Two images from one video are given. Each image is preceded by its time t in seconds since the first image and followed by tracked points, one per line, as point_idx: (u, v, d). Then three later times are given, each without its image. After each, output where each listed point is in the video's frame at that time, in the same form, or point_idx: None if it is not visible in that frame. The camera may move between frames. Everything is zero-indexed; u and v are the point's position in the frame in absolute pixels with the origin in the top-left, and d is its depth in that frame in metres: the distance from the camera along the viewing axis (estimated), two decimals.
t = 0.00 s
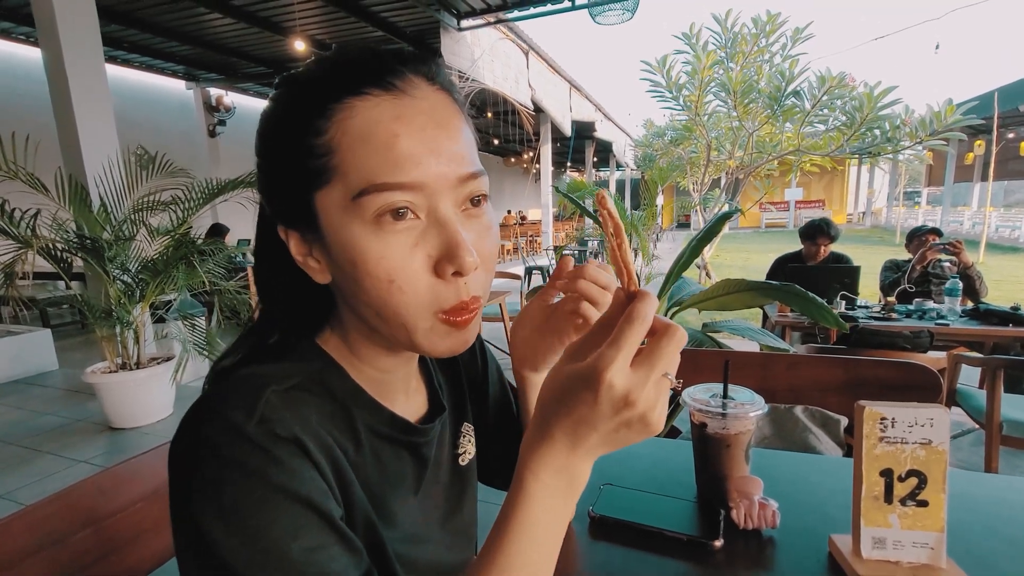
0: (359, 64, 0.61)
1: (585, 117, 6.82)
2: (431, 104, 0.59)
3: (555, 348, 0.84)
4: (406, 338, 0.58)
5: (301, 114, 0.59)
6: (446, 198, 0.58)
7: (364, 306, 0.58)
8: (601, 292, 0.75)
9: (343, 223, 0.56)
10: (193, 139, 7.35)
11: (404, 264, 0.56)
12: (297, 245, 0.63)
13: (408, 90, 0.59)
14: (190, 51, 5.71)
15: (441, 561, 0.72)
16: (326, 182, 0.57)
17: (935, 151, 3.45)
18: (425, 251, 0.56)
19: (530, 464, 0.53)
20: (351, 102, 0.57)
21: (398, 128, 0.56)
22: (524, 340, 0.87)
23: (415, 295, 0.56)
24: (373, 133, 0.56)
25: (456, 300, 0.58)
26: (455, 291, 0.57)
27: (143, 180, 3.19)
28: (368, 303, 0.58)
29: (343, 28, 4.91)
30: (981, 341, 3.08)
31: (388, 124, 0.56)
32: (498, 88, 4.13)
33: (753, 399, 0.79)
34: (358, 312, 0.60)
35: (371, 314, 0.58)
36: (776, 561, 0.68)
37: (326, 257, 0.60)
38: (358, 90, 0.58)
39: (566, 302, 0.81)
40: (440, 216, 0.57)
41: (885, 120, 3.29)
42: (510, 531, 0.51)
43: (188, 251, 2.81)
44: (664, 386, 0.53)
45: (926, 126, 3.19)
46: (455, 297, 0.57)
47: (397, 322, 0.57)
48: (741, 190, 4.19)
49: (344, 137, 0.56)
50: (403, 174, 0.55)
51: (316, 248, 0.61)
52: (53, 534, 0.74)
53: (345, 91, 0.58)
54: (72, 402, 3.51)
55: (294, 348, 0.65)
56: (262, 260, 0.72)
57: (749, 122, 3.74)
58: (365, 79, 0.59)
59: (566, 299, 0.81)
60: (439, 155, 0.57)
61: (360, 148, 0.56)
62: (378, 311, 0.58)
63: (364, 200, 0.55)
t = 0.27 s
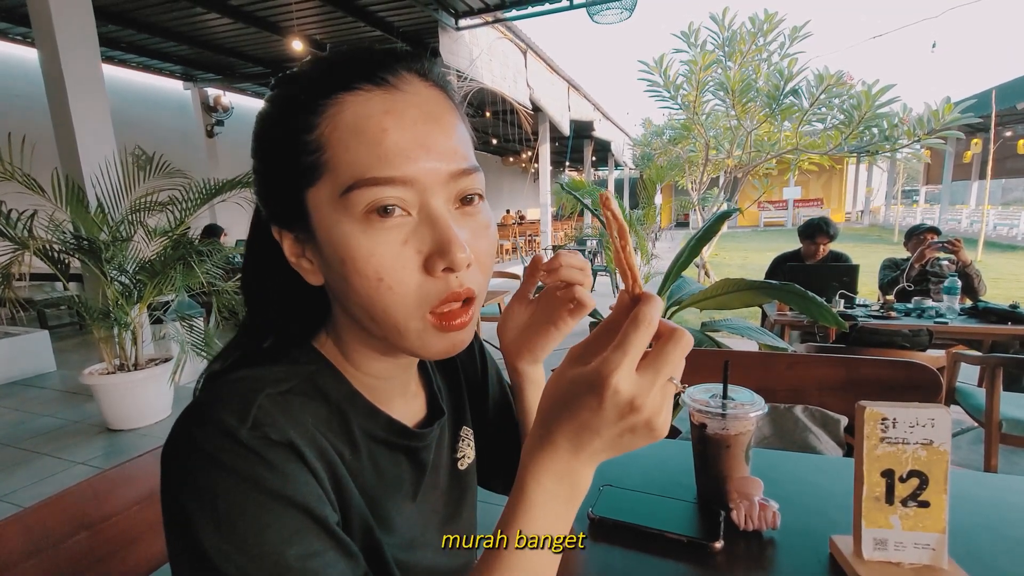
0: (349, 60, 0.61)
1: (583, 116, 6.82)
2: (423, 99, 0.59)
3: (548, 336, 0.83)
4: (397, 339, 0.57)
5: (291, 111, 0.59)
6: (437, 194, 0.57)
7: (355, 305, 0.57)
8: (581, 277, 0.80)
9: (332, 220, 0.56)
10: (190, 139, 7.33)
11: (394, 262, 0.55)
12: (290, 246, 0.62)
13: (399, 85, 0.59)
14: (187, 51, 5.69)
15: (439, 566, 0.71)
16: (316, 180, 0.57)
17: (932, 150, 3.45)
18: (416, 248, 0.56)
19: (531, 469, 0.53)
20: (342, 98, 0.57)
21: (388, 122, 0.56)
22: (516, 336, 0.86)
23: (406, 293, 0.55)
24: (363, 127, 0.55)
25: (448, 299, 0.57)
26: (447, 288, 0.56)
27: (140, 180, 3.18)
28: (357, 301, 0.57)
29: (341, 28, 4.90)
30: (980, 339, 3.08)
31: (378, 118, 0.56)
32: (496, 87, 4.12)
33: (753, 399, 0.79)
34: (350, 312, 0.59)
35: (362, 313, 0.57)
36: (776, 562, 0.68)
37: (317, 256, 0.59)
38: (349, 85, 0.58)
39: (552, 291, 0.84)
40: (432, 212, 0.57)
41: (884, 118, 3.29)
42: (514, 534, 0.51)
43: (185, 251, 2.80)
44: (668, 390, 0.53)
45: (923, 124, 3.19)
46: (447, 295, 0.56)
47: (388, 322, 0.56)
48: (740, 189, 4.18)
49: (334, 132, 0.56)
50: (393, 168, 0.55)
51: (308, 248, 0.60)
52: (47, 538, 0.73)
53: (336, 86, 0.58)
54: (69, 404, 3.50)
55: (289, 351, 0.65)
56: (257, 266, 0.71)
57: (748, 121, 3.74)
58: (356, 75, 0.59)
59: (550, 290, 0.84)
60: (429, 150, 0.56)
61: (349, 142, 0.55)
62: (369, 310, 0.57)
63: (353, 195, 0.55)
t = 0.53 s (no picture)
0: (343, 59, 0.60)
1: (582, 115, 6.81)
2: (417, 97, 0.59)
3: (555, 330, 0.85)
4: (398, 339, 0.57)
5: (285, 112, 0.59)
6: (433, 192, 0.57)
7: (354, 306, 0.57)
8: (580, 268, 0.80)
9: (329, 222, 0.56)
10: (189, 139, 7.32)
11: (392, 262, 0.55)
12: (288, 248, 0.62)
13: (392, 82, 0.59)
14: (185, 50, 5.68)
15: (439, 566, 0.71)
16: (312, 182, 0.57)
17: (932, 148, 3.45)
18: (413, 248, 0.55)
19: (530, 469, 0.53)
20: (335, 97, 0.57)
21: (380, 121, 0.55)
22: (521, 333, 0.87)
23: (405, 293, 0.55)
24: (356, 127, 0.55)
25: (449, 298, 0.56)
26: (446, 286, 0.56)
27: (139, 180, 3.17)
28: (357, 302, 0.57)
29: (340, 27, 4.89)
30: (978, 338, 3.08)
31: (371, 117, 0.56)
32: (495, 86, 4.11)
33: (751, 398, 0.79)
34: (350, 313, 0.59)
35: (361, 314, 0.57)
36: (776, 561, 0.68)
37: (316, 258, 0.59)
38: (342, 83, 0.58)
39: (552, 284, 0.84)
40: (428, 210, 0.57)
41: (883, 117, 3.29)
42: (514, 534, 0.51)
43: (184, 250, 2.80)
44: (669, 391, 0.53)
45: (923, 122, 3.20)
46: (447, 293, 0.56)
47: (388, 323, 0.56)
48: (739, 188, 4.18)
49: (327, 132, 0.56)
50: (387, 167, 0.55)
51: (307, 250, 0.60)
52: (45, 539, 0.73)
53: (328, 86, 0.58)
54: (68, 404, 3.49)
55: (289, 351, 0.65)
56: (257, 269, 0.71)
57: (747, 119, 3.73)
58: (349, 74, 0.59)
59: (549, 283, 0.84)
60: (423, 149, 0.56)
61: (342, 142, 0.55)
62: (368, 311, 0.56)
63: (348, 196, 0.55)
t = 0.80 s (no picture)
0: (333, 55, 0.60)
1: (579, 106, 6.78)
2: (412, 90, 0.58)
3: (558, 321, 0.85)
4: (407, 336, 0.57)
5: (277, 111, 0.58)
6: (436, 185, 0.57)
7: (362, 306, 0.57)
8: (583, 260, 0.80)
9: (332, 223, 0.55)
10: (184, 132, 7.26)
11: (401, 259, 0.55)
12: (288, 250, 0.62)
13: (386, 77, 0.58)
14: (178, 42, 5.63)
15: (438, 558, 0.71)
16: (312, 183, 0.56)
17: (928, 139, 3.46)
18: (421, 244, 0.55)
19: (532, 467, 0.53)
20: (329, 93, 0.56)
21: (378, 116, 0.55)
22: (524, 325, 0.87)
23: (416, 288, 0.55)
24: (354, 124, 0.55)
25: (456, 293, 0.57)
26: (453, 281, 0.56)
27: (133, 173, 3.15)
28: (364, 301, 0.57)
29: (335, 18, 4.84)
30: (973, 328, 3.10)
31: (369, 112, 0.55)
32: (492, 78, 4.08)
33: (748, 390, 0.79)
34: (356, 312, 0.59)
35: (368, 314, 0.57)
36: (773, 551, 0.68)
37: (319, 258, 0.59)
38: (334, 80, 0.57)
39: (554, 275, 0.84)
40: (433, 205, 0.56)
41: (880, 108, 3.29)
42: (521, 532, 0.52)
43: (180, 245, 2.79)
44: (671, 386, 0.53)
45: (920, 113, 3.19)
46: (455, 287, 0.56)
47: (398, 320, 0.56)
48: (736, 180, 4.18)
49: (325, 130, 0.55)
50: (389, 164, 0.54)
51: (308, 250, 0.60)
52: (45, 533, 0.73)
53: (320, 83, 0.57)
54: (65, 399, 3.49)
55: (290, 345, 0.64)
56: (249, 268, 0.70)
57: (744, 111, 3.73)
58: (341, 68, 0.58)
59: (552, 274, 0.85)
60: (424, 144, 0.56)
61: (341, 140, 0.55)
62: (377, 310, 0.56)
63: (351, 195, 0.54)
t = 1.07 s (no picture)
0: (339, 64, 0.58)
1: (578, 102, 6.77)
2: (426, 102, 0.58)
3: (564, 318, 0.84)
4: (421, 344, 0.59)
5: (283, 123, 0.57)
6: (451, 200, 0.57)
7: (374, 316, 0.58)
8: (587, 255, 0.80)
9: (346, 239, 0.56)
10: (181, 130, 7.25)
11: (416, 275, 0.55)
12: (293, 258, 0.62)
13: (397, 86, 0.57)
14: (176, 39, 5.61)
15: (439, 555, 0.71)
16: (322, 197, 0.56)
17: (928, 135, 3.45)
18: (435, 258, 0.56)
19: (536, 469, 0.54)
20: (340, 105, 0.55)
21: (394, 132, 0.54)
22: (529, 321, 0.87)
23: (430, 303, 0.56)
24: (368, 140, 0.54)
25: (469, 303, 0.58)
26: (469, 293, 0.57)
27: (131, 171, 3.13)
28: (378, 313, 0.57)
29: (333, 15, 4.82)
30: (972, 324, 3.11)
31: (384, 127, 0.54)
32: (491, 74, 4.07)
33: (748, 387, 0.79)
34: (365, 318, 0.60)
35: (381, 324, 0.58)
36: (775, 546, 0.68)
37: (328, 268, 0.59)
38: (343, 89, 0.56)
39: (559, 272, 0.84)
40: (447, 220, 0.56)
41: (880, 104, 3.28)
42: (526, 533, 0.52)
43: (178, 243, 2.78)
44: (678, 387, 0.54)
45: (920, 109, 3.18)
46: (469, 298, 0.58)
47: (411, 332, 0.57)
48: (735, 176, 4.17)
49: (338, 146, 0.55)
50: (404, 182, 0.54)
51: (316, 259, 0.60)
52: (45, 532, 0.73)
53: (329, 91, 0.56)
54: (64, 397, 3.49)
55: (293, 342, 0.64)
56: (245, 265, 0.69)
57: (743, 107, 3.72)
58: (348, 77, 0.57)
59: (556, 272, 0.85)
60: (438, 158, 0.55)
61: (356, 157, 0.54)
62: (390, 322, 0.57)
63: (366, 213, 0.54)
